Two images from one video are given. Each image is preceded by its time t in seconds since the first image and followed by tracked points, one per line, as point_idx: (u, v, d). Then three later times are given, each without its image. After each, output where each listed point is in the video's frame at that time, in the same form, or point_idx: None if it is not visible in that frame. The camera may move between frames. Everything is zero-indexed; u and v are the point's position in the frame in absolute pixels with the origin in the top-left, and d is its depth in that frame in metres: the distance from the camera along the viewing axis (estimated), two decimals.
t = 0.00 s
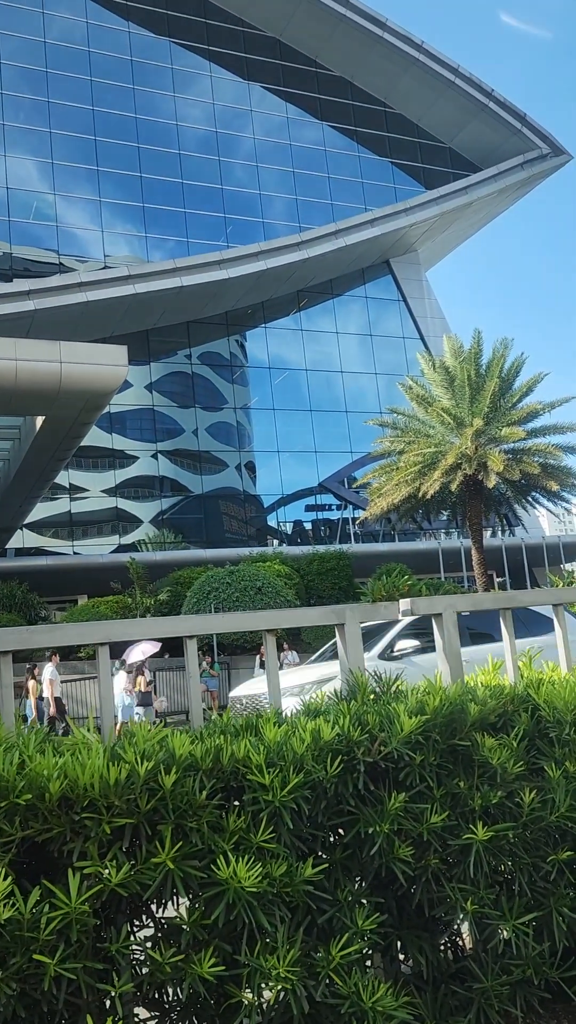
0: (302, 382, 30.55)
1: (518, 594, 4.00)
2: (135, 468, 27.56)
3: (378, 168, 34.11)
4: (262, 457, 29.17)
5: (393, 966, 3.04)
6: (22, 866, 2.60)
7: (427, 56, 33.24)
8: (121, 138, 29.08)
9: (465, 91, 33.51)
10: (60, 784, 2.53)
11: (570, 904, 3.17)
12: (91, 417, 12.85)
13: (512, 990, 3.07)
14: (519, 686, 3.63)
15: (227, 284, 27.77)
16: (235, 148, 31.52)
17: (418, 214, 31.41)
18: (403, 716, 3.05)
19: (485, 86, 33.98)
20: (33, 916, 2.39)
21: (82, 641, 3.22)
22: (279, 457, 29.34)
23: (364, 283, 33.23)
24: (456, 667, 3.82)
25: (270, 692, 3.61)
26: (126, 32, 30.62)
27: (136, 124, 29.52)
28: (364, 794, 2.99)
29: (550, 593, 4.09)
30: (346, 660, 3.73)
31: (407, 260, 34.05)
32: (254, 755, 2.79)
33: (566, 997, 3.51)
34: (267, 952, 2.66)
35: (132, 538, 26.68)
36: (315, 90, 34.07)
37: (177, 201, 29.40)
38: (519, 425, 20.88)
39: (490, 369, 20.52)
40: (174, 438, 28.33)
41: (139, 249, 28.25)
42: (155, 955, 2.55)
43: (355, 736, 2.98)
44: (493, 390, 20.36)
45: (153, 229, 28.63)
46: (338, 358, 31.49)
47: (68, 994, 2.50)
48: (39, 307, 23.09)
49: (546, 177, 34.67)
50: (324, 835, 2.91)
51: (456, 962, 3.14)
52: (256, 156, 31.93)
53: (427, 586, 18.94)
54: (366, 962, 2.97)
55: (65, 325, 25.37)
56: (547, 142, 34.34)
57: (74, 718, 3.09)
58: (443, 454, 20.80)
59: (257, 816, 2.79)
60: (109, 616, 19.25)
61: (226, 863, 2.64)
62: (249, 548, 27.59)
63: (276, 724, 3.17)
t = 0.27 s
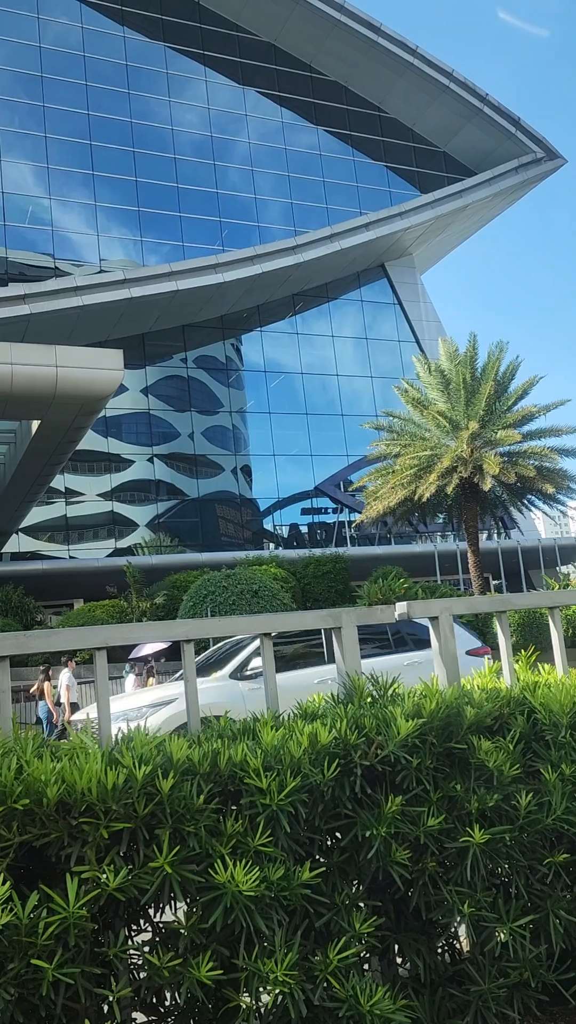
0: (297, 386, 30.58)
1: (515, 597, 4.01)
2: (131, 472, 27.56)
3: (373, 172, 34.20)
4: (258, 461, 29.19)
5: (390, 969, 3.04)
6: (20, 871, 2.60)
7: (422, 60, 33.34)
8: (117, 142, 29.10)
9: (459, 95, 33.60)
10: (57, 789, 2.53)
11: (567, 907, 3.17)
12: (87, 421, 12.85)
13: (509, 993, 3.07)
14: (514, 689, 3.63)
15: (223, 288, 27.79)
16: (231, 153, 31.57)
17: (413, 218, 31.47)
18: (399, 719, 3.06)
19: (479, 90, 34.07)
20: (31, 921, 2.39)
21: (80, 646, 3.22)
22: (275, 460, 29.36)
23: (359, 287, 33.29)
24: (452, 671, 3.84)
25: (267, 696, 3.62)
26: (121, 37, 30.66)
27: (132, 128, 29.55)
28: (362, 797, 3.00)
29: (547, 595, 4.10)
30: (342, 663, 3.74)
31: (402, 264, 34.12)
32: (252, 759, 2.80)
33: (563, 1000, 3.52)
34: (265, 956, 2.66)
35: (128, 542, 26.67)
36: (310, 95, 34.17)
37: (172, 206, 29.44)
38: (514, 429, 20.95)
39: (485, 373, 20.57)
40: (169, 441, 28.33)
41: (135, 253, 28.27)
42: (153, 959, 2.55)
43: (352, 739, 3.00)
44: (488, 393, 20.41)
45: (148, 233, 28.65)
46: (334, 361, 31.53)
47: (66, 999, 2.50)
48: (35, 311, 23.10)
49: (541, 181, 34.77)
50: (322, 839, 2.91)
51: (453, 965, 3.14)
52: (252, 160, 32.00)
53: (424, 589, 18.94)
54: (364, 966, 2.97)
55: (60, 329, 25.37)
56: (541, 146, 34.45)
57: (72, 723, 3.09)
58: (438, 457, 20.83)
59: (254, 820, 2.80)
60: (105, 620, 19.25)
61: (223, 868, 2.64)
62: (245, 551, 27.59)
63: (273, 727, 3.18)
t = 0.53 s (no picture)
0: (293, 388, 30.60)
1: (511, 598, 4.02)
2: (127, 474, 27.53)
3: (368, 175, 34.26)
4: (255, 463, 29.19)
5: (388, 970, 3.05)
6: (18, 874, 2.60)
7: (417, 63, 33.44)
8: (112, 145, 29.11)
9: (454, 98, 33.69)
10: (56, 791, 2.54)
11: (563, 908, 3.18)
12: (83, 423, 12.85)
13: (506, 994, 3.08)
14: (511, 691, 3.64)
15: (219, 291, 27.80)
16: (226, 155, 31.61)
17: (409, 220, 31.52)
18: (396, 721, 3.07)
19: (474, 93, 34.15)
20: (29, 922, 2.39)
21: (77, 648, 3.23)
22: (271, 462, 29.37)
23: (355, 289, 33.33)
24: (448, 672, 3.84)
25: (265, 697, 3.62)
26: (117, 40, 30.67)
27: (127, 131, 29.56)
28: (359, 799, 3.01)
29: (542, 596, 4.11)
30: (339, 664, 3.75)
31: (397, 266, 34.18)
32: (248, 761, 2.81)
33: (560, 1001, 3.52)
34: (262, 957, 2.67)
35: (124, 544, 26.64)
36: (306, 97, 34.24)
37: (168, 208, 29.45)
38: (510, 430, 21.00)
39: (481, 375, 20.61)
40: (166, 443, 28.32)
41: (131, 256, 28.28)
42: (150, 961, 2.55)
43: (349, 741, 3.00)
44: (484, 395, 20.45)
45: (144, 235, 28.66)
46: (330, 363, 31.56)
47: (64, 1001, 2.50)
48: (30, 313, 23.11)
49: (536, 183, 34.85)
50: (319, 840, 2.92)
51: (451, 966, 3.15)
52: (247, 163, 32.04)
53: (420, 591, 18.93)
54: (362, 968, 2.98)
55: (56, 331, 25.36)
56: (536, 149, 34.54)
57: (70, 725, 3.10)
58: (435, 459, 20.85)
59: (252, 822, 2.81)
60: (101, 623, 19.22)
61: (221, 869, 2.64)
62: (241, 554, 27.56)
63: (271, 729, 3.19)
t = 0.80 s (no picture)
0: (290, 389, 30.60)
1: (508, 598, 4.02)
2: (124, 475, 27.51)
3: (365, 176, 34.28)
4: (251, 464, 29.19)
5: (385, 970, 3.05)
6: (14, 875, 2.60)
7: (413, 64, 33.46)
8: (108, 146, 29.08)
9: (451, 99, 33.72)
10: (53, 792, 2.54)
11: (560, 907, 3.19)
12: (79, 425, 12.83)
13: (503, 994, 3.09)
14: (508, 691, 3.64)
15: (215, 292, 27.80)
16: (223, 156, 31.60)
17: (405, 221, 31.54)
18: (393, 720, 3.06)
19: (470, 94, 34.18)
20: (26, 924, 2.39)
21: (76, 647, 3.22)
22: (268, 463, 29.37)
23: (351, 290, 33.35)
24: (446, 673, 3.84)
25: (262, 698, 3.62)
26: (113, 40, 30.67)
27: (124, 131, 29.54)
28: (356, 799, 3.01)
29: (539, 597, 4.11)
30: (336, 665, 3.75)
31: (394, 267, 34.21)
32: (246, 762, 2.80)
33: (557, 1001, 3.53)
34: (260, 958, 2.66)
35: (121, 545, 26.62)
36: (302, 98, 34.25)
37: (164, 208, 29.44)
38: (507, 431, 21.03)
39: (478, 375, 20.64)
40: (162, 444, 28.30)
41: (127, 256, 28.27)
42: (148, 962, 2.54)
43: (346, 741, 3.00)
44: (481, 396, 20.47)
45: (140, 236, 28.64)
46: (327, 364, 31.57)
47: (61, 1002, 2.50)
48: (26, 314, 23.10)
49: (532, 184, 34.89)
50: (316, 841, 2.92)
51: (448, 966, 3.15)
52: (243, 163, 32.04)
53: (417, 591, 18.92)
54: (359, 968, 2.98)
55: (53, 332, 25.34)
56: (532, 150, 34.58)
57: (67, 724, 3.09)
58: (431, 459, 20.86)
59: (250, 822, 2.81)
60: (98, 624, 19.22)
61: (218, 869, 2.64)
62: (238, 554, 27.55)
63: (268, 729, 3.19)
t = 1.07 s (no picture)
0: (287, 390, 30.60)
1: (505, 598, 4.02)
2: (121, 476, 27.49)
3: (362, 177, 34.30)
4: (249, 465, 29.18)
5: (383, 971, 3.05)
6: (12, 875, 2.59)
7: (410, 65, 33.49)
8: (105, 146, 29.06)
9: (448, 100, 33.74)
10: (50, 792, 2.53)
11: (558, 907, 3.19)
12: (76, 425, 12.82)
13: (501, 994, 3.09)
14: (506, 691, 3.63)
15: (212, 292, 27.79)
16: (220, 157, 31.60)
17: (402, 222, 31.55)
18: (391, 721, 3.06)
19: (467, 95, 34.20)
20: (22, 925, 2.39)
21: (71, 648, 3.22)
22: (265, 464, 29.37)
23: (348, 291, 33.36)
24: (443, 674, 3.83)
25: (259, 698, 3.62)
26: (110, 41, 30.68)
27: (120, 132, 29.52)
28: (354, 799, 3.00)
29: (536, 597, 4.10)
30: (334, 665, 3.75)
31: (391, 267, 34.23)
32: (243, 762, 2.80)
33: (555, 1001, 3.53)
34: (258, 959, 2.66)
35: (118, 546, 26.61)
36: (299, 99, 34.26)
37: (161, 209, 29.43)
38: (503, 432, 21.05)
39: (475, 376, 20.64)
40: (160, 445, 28.29)
41: (124, 257, 28.26)
42: (146, 963, 2.54)
43: (344, 741, 3.00)
44: (477, 397, 20.47)
45: (137, 237, 28.63)
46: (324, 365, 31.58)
47: (58, 1002, 2.50)
48: (23, 315, 23.10)
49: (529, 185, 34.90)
50: (314, 841, 2.92)
51: (446, 965, 3.15)
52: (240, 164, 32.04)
53: (414, 592, 18.91)
54: (357, 969, 2.98)
55: (50, 333, 25.33)
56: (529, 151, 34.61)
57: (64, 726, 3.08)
58: (429, 459, 20.85)
59: (247, 823, 2.80)
60: (95, 625, 19.21)
61: (216, 870, 2.64)
62: (235, 555, 27.55)
63: (266, 729, 3.18)
